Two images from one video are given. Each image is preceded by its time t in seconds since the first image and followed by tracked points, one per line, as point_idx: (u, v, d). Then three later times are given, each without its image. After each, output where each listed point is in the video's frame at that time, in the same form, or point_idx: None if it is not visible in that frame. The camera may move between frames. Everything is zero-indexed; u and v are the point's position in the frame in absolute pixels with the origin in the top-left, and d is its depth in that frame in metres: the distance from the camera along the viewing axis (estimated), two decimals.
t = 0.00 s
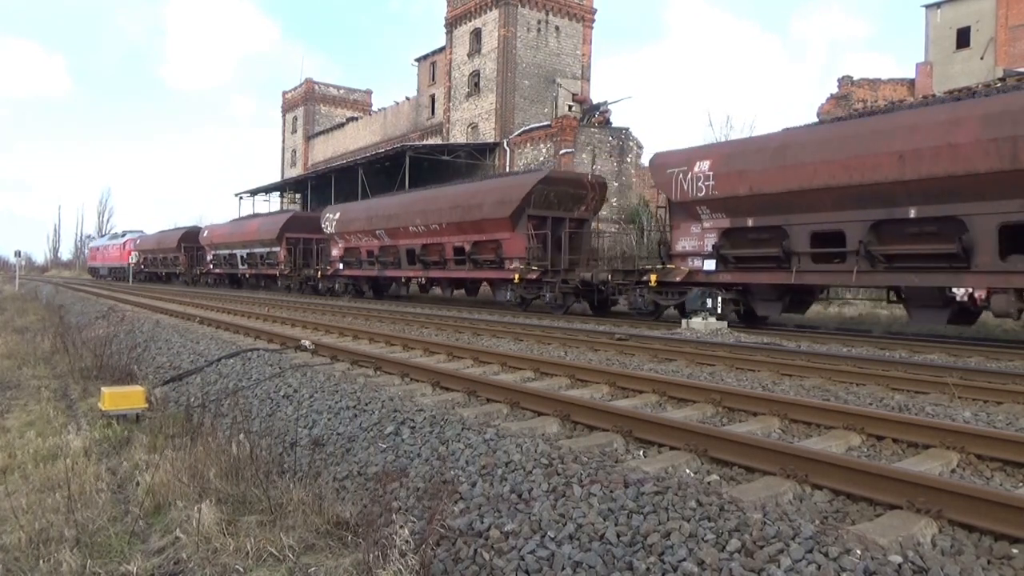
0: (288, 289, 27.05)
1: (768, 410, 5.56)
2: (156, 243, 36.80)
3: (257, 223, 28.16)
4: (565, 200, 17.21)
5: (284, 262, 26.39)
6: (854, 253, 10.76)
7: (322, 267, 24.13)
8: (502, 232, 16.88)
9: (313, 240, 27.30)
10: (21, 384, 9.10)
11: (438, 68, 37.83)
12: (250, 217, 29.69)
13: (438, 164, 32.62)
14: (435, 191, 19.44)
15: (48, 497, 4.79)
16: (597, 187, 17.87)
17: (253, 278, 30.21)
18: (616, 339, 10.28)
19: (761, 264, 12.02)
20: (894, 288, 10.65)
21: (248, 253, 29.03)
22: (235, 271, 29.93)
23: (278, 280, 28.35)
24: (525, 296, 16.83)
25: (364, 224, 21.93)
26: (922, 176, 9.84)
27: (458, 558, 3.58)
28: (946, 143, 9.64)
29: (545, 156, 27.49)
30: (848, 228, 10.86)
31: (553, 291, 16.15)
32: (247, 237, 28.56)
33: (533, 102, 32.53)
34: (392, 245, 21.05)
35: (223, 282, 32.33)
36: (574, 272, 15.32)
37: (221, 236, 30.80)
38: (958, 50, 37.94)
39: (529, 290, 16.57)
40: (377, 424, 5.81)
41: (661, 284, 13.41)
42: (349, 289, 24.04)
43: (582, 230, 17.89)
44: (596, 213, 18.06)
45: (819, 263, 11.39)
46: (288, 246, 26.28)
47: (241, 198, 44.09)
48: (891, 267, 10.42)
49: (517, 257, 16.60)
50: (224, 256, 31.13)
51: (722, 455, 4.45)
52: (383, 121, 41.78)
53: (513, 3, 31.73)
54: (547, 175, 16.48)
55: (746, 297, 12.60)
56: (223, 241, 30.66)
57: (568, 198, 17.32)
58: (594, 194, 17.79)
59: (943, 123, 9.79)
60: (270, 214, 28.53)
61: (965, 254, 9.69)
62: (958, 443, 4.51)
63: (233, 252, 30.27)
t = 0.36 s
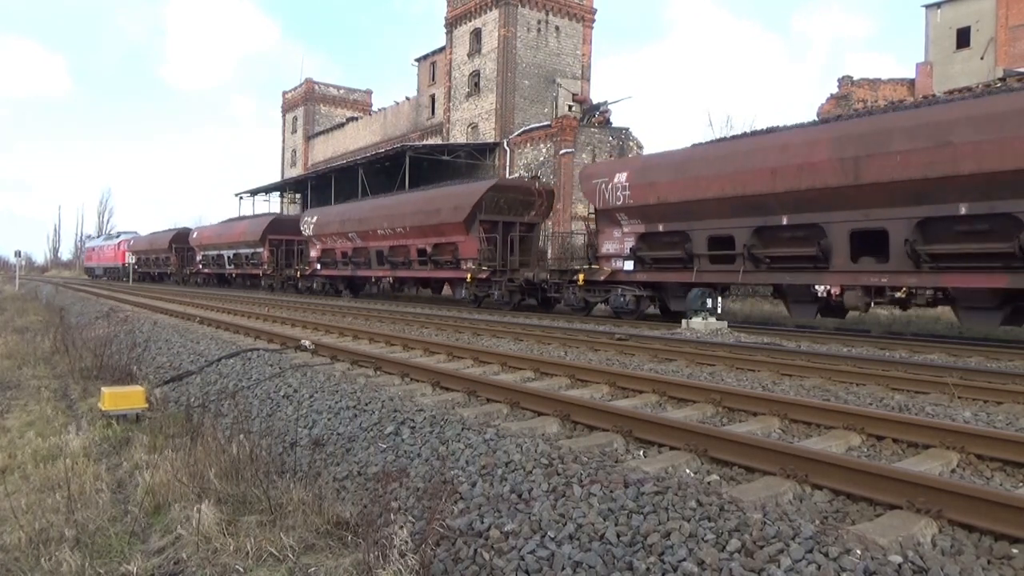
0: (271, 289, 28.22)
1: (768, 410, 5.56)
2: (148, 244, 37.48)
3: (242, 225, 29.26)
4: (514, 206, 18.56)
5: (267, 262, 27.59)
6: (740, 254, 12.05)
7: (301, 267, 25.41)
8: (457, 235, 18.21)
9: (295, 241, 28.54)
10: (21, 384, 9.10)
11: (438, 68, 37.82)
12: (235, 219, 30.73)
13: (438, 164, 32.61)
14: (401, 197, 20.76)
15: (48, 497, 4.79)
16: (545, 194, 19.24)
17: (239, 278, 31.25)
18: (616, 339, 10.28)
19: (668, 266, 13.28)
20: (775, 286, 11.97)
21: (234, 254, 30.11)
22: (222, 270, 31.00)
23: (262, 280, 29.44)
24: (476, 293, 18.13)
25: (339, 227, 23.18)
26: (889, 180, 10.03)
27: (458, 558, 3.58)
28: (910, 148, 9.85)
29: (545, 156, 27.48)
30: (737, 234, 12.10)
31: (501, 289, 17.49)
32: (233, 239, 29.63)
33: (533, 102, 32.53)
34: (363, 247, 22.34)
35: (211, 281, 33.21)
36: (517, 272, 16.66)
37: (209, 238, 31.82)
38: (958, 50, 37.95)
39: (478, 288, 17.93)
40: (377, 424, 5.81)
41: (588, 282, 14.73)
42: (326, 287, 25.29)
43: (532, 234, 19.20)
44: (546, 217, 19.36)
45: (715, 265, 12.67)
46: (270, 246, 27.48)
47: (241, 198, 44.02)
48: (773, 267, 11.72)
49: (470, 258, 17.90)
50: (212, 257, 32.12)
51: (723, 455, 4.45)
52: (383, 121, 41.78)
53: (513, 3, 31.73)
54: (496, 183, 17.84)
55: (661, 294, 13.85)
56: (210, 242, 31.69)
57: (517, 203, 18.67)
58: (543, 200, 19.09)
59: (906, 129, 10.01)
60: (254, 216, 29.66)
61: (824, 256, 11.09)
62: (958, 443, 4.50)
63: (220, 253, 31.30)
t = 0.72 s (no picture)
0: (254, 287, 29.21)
1: (768, 410, 5.56)
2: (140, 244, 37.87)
3: (228, 226, 30.01)
4: (471, 211, 20.14)
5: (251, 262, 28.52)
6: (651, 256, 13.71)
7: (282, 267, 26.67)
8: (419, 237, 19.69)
9: (278, 242, 29.49)
10: (21, 384, 9.10)
11: (438, 68, 37.82)
12: (222, 221, 31.45)
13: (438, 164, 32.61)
14: (370, 201, 22.33)
15: (48, 497, 4.79)
16: (501, 200, 20.79)
17: (226, 278, 32.00)
18: (616, 339, 10.28)
19: (594, 266, 14.99)
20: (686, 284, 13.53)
21: (221, 255, 30.83)
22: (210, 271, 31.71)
23: (246, 280, 30.26)
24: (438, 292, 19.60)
25: (316, 230, 24.64)
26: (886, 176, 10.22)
27: (458, 558, 3.58)
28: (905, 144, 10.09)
29: (545, 156, 27.47)
30: (650, 236, 13.71)
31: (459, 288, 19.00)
32: (219, 240, 30.34)
33: (533, 102, 32.53)
34: (338, 248, 23.76)
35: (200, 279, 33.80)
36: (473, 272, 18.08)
37: (196, 240, 32.48)
38: (958, 50, 37.93)
39: (437, 286, 19.35)
40: (377, 424, 5.81)
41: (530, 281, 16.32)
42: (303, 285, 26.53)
43: (490, 237, 20.70)
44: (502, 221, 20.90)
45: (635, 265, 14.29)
46: (254, 247, 28.40)
47: (241, 198, 44.00)
48: (681, 266, 13.33)
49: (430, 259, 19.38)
50: (200, 258, 32.83)
51: (722, 455, 4.45)
52: (383, 121, 41.79)
53: (513, 3, 31.74)
54: (454, 190, 19.39)
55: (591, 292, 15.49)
56: (199, 244, 32.38)
57: (474, 209, 20.30)
58: (499, 206, 20.67)
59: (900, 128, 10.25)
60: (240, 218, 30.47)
61: (718, 258, 12.67)
62: (958, 443, 4.50)
63: (208, 254, 31.97)
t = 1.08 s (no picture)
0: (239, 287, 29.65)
1: (768, 410, 5.55)
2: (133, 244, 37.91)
3: (215, 228, 30.23)
4: (435, 214, 21.15)
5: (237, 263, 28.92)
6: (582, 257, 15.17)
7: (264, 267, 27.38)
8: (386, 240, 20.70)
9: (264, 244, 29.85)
10: (21, 384, 9.10)
11: (437, 68, 37.81)
12: (210, 224, 31.65)
13: (438, 164, 32.61)
14: (343, 205, 23.32)
15: (48, 498, 4.78)
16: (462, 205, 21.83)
17: (215, 279, 32.28)
18: (616, 338, 10.28)
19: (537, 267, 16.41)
20: (612, 283, 14.93)
21: (209, 256, 31.07)
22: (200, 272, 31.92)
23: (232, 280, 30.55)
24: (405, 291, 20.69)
25: (295, 231, 25.59)
26: (784, 188, 11.36)
27: (458, 558, 3.58)
28: (800, 160, 11.22)
29: (545, 156, 27.46)
30: (581, 240, 15.15)
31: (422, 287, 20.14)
32: (207, 242, 30.55)
33: (533, 102, 32.54)
34: (315, 248, 24.69)
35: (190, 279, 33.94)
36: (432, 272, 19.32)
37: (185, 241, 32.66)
38: (958, 49, 37.93)
39: (402, 285, 20.45)
40: (377, 425, 5.81)
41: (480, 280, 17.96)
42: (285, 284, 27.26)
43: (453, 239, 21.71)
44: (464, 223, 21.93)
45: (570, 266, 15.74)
46: (240, 248, 28.79)
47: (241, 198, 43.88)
48: (606, 267, 14.79)
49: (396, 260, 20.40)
50: (189, 259, 33.05)
51: (723, 455, 4.45)
52: (383, 121, 41.79)
53: (513, 3, 31.74)
54: (418, 196, 20.39)
55: (533, 290, 17.08)
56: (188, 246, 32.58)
57: (438, 213, 21.33)
58: (461, 209, 21.71)
59: (798, 144, 11.42)
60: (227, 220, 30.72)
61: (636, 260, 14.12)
62: (958, 443, 4.50)
63: (197, 255, 32.16)
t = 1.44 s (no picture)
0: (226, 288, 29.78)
1: (769, 410, 5.55)
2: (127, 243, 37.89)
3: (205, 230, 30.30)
4: (404, 218, 21.85)
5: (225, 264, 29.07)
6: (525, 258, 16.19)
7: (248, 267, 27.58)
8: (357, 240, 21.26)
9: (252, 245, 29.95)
10: (21, 384, 9.11)
11: (437, 68, 37.79)
12: (200, 225, 31.73)
13: (438, 164, 32.61)
14: (319, 208, 23.84)
15: (48, 497, 4.79)
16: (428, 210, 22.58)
17: (205, 280, 32.36)
18: (616, 338, 10.29)
19: (489, 268, 17.31)
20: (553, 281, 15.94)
21: (198, 257, 31.16)
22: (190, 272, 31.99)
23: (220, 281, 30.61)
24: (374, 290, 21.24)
25: (275, 233, 25.95)
26: (691, 197, 12.44)
27: (457, 559, 3.58)
28: (699, 172, 12.35)
29: (545, 156, 27.44)
30: (524, 242, 16.16)
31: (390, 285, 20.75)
32: (196, 243, 30.62)
33: (533, 102, 32.54)
34: (295, 249, 25.03)
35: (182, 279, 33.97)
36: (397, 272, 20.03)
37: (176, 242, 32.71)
38: (958, 49, 37.94)
39: (371, 284, 21.13)
40: (377, 425, 5.81)
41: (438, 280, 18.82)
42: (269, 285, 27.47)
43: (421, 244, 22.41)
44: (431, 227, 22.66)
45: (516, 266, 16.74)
46: (227, 249, 28.93)
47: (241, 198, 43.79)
48: (546, 266, 15.82)
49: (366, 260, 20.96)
50: (180, 260, 33.11)
51: (722, 456, 4.45)
52: (383, 121, 41.78)
53: (513, 3, 31.73)
54: (387, 200, 21.05)
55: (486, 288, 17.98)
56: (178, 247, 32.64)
57: (405, 217, 21.99)
58: (427, 214, 22.49)
59: (701, 158, 12.50)
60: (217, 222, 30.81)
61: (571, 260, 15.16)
62: (958, 442, 4.50)
63: (187, 256, 32.22)
